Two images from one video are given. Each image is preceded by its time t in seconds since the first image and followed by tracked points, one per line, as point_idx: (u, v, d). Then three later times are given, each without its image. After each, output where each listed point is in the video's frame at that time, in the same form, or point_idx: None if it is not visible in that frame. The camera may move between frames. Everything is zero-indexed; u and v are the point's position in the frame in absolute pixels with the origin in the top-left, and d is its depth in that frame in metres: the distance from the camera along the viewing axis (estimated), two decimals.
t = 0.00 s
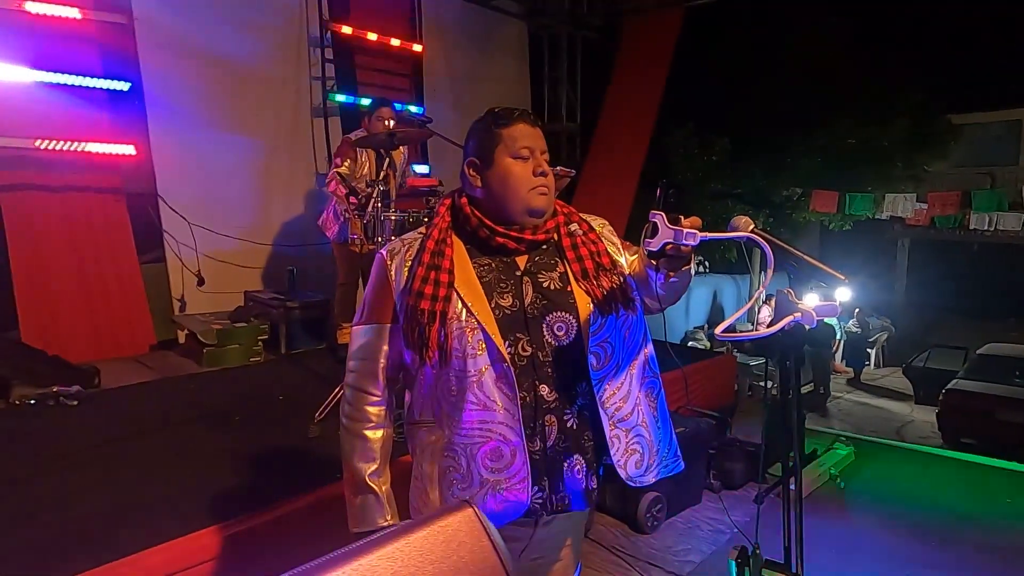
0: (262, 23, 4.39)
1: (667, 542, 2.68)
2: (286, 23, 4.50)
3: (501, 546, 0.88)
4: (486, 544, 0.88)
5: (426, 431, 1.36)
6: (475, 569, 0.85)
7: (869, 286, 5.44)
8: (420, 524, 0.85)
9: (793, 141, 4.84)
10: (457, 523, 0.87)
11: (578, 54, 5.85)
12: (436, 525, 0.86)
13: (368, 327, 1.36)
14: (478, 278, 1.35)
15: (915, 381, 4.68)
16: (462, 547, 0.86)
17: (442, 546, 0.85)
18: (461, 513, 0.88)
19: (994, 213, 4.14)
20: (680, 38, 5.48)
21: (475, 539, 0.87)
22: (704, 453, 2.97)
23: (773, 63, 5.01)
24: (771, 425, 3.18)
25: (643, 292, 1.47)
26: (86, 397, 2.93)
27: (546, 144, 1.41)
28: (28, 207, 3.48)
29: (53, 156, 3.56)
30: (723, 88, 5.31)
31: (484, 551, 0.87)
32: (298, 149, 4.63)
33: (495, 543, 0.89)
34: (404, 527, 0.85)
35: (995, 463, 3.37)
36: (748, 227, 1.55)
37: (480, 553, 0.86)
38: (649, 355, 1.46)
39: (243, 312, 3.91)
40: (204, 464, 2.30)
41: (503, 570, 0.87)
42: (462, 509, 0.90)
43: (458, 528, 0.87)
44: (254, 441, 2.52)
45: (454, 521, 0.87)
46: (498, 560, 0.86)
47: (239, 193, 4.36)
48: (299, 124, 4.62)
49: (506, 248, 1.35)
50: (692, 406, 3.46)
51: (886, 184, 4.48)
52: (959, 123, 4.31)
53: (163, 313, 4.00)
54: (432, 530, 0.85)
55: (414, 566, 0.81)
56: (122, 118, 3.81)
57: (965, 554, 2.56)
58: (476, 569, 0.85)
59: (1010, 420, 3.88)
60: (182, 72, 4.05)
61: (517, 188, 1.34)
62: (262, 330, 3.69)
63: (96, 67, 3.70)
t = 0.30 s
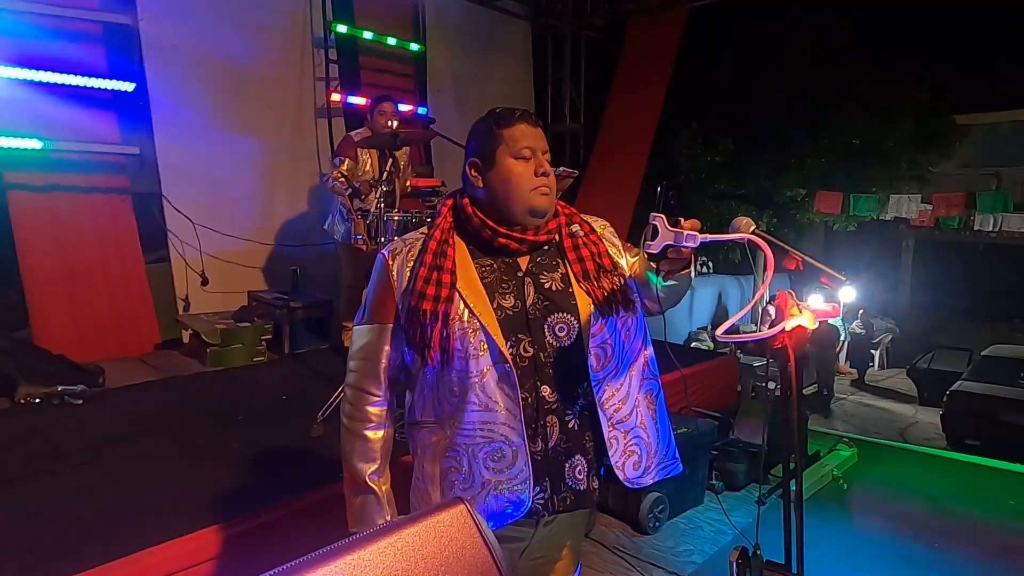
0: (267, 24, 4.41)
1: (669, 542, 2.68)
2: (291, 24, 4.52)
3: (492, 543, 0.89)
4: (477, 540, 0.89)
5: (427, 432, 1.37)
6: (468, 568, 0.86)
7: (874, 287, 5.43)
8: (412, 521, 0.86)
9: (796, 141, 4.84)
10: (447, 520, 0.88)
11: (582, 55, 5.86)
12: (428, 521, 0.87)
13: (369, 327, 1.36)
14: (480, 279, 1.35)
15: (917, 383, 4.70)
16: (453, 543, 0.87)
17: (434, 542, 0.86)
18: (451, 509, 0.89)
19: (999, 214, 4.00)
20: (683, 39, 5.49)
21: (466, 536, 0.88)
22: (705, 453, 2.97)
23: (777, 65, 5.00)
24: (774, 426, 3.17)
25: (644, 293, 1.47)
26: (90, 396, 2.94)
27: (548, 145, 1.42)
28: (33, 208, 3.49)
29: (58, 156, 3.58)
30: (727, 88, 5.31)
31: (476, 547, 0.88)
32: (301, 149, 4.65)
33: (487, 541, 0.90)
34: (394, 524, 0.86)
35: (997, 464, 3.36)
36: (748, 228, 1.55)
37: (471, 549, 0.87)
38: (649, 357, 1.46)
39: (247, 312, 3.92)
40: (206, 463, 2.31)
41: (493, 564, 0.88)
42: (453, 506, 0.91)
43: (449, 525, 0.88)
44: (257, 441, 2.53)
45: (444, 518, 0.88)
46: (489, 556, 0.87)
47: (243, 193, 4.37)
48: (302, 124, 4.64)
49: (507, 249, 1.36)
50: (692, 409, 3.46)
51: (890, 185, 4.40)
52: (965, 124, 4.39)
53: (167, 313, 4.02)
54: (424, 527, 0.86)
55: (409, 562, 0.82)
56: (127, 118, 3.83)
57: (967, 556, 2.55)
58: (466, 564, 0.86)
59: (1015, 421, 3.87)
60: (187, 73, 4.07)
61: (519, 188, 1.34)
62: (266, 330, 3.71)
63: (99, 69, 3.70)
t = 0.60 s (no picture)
0: (265, 26, 4.42)
1: (668, 542, 2.69)
2: (288, 26, 4.52)
3: (490, 543, 0.90)
4: (475, 539, 0.90)
5: (426, 433, 1.37)
6: (465, 566, 0.87)
7: (872, 287, 5.44)
8: (411, 520, 0.87)
9: (794, 142, 4.84)
10: (445, 519, 0.89)
11: (580, 56, 5.86)
12: (426, 520, 0.88)
13: (369, 327, 1.37)
14: (480, 280, 1.36)
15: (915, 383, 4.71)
16: (452, 542, 0.88)
17: (432, 541, 0.86)
18: (449, 508, 0.90)
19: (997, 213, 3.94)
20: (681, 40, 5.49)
21: (464, 534, 0.89)
22: (703, 453, 2.96)
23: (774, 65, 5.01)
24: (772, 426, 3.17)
25: (641, 301, 1.46)
26: (89, 398, 2.95)
27: (547, 146, 1.42)
28: (32, 210, 3.50)
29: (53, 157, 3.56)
30: (724, 89, 5.31)
31: (473, 546, 0.89)
32: (300, 151, 4.65)
33: (484, 538, 0.91)
34: (393, 523, 0.87)
35: (994, 463, 3.37)
36: (744, 230, 1.57)
37: (468, 548, 0.88)
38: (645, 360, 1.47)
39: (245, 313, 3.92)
40: (205, 465, 2.32)
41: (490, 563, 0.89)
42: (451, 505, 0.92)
43: (447, 524, 0.89)
44: (256, 442, 2.54)
45: (443, 516, 0.89)
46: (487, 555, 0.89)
47: (242, 194, 4.38)
48: (300, 126, 4.65)
49: (506, 250, 1.36)
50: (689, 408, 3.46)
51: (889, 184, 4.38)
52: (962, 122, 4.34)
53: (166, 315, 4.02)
54: (423, 526, 0.86)
55: (407, 560, 0.82)
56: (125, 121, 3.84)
57: (966, 557, 2.55)
58: (464, 562, 0.87)
59: (1012, 420, 3.89)
60: (185, 75, 4.08)
61: (518, 190, 1.35)
62: (265, 331, 3.71)
63: (96, 71, 3.71)
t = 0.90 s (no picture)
0: (259, 26, 4.41)
1: (664, 541, 2.70)
2: (283, 26, 4.51)
3: (495, 539, 0.91)
4: (480, 536, 0.90)
5: (422, 435, 1.36)
6: (472, 562, 0.87)
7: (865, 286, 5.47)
8: (416, 516, 0.87)
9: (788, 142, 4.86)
10: (450, 515, 0.90)
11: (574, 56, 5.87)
12: (431, 515, 0.88)
13: (367, 328, 1.36)
14: (479, 282, 1.36)
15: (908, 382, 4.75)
16: (458, 538, 0.88)
17: (438, 536, 0.87)
18: (453, 505, 0.91)
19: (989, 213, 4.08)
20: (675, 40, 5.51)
21: (469, 531, 0.90)
22: (699, 452, 2.98)
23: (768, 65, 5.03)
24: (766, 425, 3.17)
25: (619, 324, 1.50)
26: (84, 399, 2.94)
27: (545, 148, 1.43)
28: (26, 210, 3.49)
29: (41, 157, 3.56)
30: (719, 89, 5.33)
31: (479, 542, 0.89)
32: (295, 151, 4.64)
33: (489, 536, 0.91)
34: (399, 519, 0.87)
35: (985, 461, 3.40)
36: (738, 229, 1.61)
37: (474, 544, 0.88)
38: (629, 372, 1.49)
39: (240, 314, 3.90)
40: (201, 466, 2.31)
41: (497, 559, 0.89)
42: (456, 502, 0.92)
43: (453, 520, 0.89)
44: (252, 443, 2.53)
45: (448, 512, 0.90)
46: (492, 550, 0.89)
47: (236, 195, 4.36)
48: (295, 126, 4.64)
49: (505, 251, 1.37)
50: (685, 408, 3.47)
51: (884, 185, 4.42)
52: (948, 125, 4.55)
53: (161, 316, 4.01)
54: (429, 522, 0.87)
55: (414, 555, 0.83)
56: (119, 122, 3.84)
57: (958, 554, 2.57)
58: (471, 558, 0.88)
59: (1003, 419, 3.92)
60: (179, 75, 4.07)
61: (518, 192, 1.35)
62: (259, 332, 3.70)
63: (91, 71, 3.70)
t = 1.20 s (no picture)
0: (251, 26, 4.40)
1: (659, 541, 2.71)
2: (275, 26, 4.50)
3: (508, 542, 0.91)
4: (493, 540, 0.90)
5: (424, 439, 1.35)
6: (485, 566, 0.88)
7: (857, 286, 5.51)
8: (432, 518, 0.87)
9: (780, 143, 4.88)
10: (464, 519, 0.90)
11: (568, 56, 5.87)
12: (446, 517, 0.88)
13: (366, 329, 1.34)
14: (483, 284, 1.36)
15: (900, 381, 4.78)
16: (471, 542, 0.88)
17: (451, 539, 0.87)
18: (467, 508, 0.91)
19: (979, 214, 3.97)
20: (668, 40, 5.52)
21: (482, 534, 0.90)
22: (692, 452, 2.99)
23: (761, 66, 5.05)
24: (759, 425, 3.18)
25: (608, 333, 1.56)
26: (76, 401, 2.92)
27: (548, 152, 1.44)
28: (16, 211, 3.46)
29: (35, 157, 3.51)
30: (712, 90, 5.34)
31: (492, 545, 0.90)
32: (288, 152, 4.63)
33: (501, 538, 0.91)
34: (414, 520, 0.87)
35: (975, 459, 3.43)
36: (734, 231, 1.62)
37: (486, 547, 0.89)
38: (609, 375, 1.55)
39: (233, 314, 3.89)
40: (195, 468, 2.31)
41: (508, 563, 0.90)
42: (469, 505, 0.92)
43: (467, 523, 0.89)
44: (246, 445, 2.53)
45: (463, 515, 0.90)
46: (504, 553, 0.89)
47: (229, 195, 4.35)
48: (288, 126, 4.63)
49: (508, 254, 1.38)
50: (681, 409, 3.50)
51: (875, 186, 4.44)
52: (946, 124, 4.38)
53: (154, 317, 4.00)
54: (444, 525, 0.87)
55: (429, 557, 0.84)
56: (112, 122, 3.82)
57: (949, 552, 2.59)
58: (483, 561, 0.88)
59: (993, 418, 3.96)
60: (172, 75, 4.06)
61: (522, 196, 1.36)
62: (254, 332, 3.69)
63: (82, 71, 3.68)
